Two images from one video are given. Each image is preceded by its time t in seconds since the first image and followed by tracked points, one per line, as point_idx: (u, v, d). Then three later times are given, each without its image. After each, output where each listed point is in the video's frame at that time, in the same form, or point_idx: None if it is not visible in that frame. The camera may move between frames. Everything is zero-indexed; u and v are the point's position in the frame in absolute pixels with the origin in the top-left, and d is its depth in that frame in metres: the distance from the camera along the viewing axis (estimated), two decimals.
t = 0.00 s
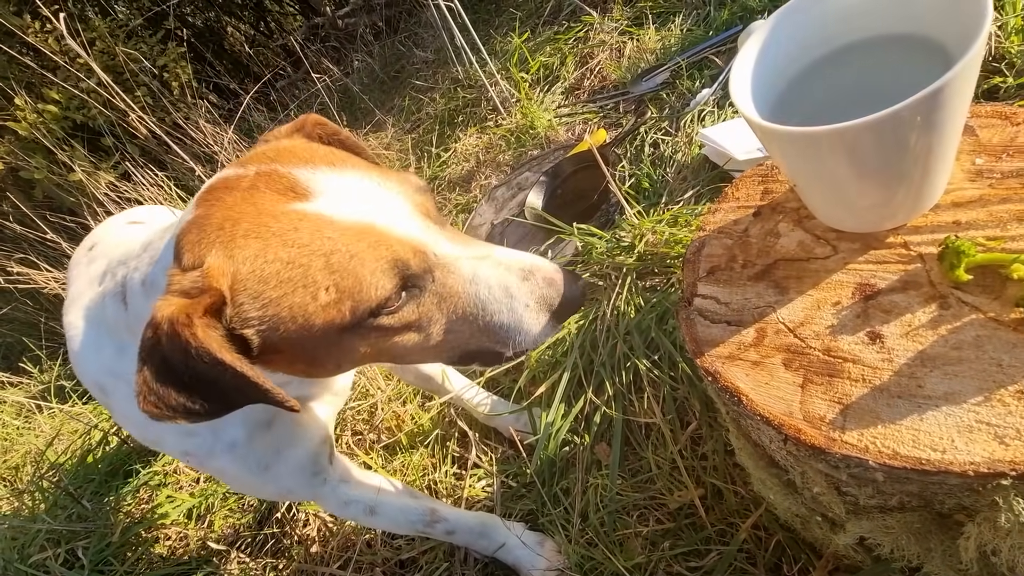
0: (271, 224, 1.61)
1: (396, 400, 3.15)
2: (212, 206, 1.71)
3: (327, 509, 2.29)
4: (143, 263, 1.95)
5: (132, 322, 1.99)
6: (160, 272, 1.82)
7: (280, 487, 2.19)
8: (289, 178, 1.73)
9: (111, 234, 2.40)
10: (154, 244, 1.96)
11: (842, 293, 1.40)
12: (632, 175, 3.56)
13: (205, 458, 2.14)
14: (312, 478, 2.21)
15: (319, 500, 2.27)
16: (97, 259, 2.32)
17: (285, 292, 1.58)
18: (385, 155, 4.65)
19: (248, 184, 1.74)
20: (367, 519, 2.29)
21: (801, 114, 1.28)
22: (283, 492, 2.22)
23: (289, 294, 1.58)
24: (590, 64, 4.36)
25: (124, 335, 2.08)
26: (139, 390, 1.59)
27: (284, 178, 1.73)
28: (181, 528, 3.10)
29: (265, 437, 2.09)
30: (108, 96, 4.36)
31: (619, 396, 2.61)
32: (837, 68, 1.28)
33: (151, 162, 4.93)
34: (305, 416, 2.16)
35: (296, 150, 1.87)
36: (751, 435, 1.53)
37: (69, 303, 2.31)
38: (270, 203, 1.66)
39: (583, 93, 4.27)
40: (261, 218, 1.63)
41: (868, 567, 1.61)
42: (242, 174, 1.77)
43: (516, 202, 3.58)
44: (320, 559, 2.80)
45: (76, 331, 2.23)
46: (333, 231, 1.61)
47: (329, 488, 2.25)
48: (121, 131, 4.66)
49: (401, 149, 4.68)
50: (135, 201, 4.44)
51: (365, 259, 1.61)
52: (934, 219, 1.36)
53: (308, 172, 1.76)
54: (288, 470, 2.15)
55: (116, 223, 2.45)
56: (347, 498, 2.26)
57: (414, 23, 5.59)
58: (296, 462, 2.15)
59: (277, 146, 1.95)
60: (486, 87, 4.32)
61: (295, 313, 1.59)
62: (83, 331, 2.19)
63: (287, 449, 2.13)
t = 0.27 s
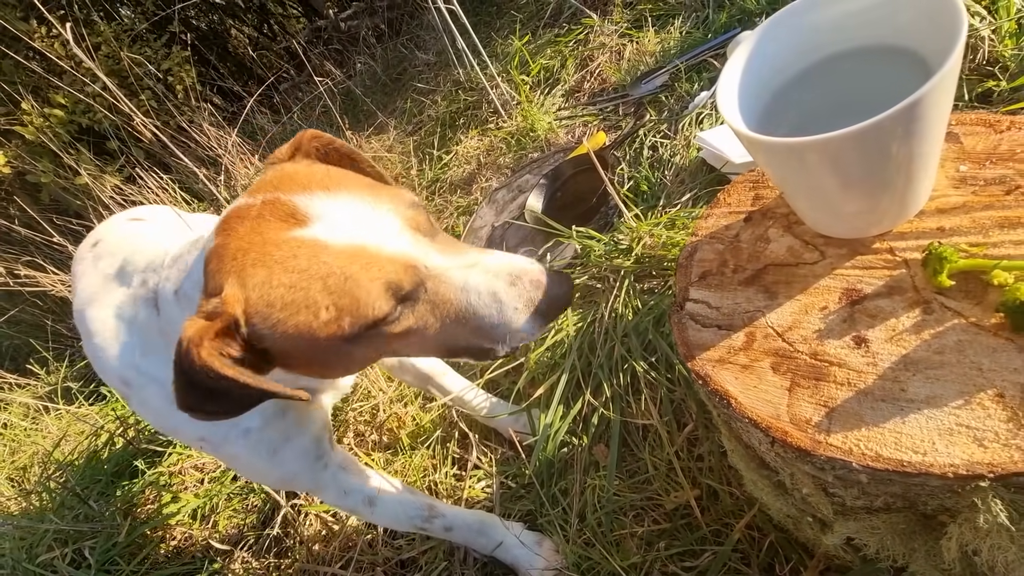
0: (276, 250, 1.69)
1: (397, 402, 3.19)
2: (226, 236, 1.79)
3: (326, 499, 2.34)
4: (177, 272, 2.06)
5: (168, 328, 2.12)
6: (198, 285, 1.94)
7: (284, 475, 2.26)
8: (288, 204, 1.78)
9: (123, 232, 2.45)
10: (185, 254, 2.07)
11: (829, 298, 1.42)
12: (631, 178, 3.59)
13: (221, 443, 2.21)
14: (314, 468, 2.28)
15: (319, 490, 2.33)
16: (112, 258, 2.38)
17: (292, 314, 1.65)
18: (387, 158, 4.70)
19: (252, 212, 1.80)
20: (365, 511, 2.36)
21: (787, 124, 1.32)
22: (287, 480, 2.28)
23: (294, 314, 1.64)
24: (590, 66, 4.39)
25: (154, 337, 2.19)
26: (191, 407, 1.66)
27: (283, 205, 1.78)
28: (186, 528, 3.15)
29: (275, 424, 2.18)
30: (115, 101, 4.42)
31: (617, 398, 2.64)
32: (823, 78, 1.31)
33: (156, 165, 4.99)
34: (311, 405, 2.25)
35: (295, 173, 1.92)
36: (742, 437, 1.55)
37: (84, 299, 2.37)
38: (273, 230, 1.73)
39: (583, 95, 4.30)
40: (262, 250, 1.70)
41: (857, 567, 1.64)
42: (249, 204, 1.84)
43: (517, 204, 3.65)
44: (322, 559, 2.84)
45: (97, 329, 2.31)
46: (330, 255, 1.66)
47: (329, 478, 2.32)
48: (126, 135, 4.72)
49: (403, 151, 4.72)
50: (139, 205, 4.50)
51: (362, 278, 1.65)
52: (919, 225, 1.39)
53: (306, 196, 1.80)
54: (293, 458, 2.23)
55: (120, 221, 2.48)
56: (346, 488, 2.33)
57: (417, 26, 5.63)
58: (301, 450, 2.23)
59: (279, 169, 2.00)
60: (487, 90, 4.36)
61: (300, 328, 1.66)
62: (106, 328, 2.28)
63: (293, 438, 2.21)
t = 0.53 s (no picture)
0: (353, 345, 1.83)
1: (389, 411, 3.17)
2: (297, 315, 1.89)
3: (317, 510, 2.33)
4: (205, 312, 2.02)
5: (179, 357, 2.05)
6: (239, 337, 1.93)
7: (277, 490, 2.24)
8: (366, 298, 1.90)
9: (127, 246, 2.39)
10: (217, 296, 2.04)
11: (807, 311, 1.41)
12: (622, 183, 3.57)
13: (217, 461, 2.16)
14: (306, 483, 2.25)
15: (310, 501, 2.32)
16: (116, 272, 2.31)
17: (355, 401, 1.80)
18: (382, 164, 4.68)
19: (332, 298, 1.90)
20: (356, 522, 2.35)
21: (761, 140, 1.31)
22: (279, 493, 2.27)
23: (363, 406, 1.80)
24: (583, 71, 4.38)
25: (157, 360, 2.11)
26: (246, 471, 1.74)
27: (362, 298, 1.90)
28: (182, 539, 3.14)
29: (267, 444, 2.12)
30: (110, 111, 4.42)
31: (606, 407, 2.61)
32: (796, 93, 1.31)
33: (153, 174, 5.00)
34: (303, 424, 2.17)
35: (368, 262, 2.03)
36: (723, 450, 1.54)
37: (87, 314, 2.31)
38: (350, 323, 1.85)
39: (576, 100, 4.29)
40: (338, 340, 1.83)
41: None
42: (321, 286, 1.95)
43: (510, 210, 3.63)
44: (314, 571, 2.84)
45: (94, 345, 2.23)
46: (402, 356, 1.82)
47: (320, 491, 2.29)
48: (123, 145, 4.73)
49: (398, 157, 4.71)
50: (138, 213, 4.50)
51: (427, 380, 1.84)
52: (896, 237, 1.38)
53: (384, 290, 1.92)
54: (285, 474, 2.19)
55: (112, 234, 2.45)
56: (336, 501, 2.31)
57: (412, 31, 5.62)
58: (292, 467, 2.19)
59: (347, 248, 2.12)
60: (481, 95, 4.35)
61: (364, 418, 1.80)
62: (106, 345, 2.20)
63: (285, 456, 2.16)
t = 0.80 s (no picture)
0: (429, 416, 1.75)
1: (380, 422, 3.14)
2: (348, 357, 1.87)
3: (304, 532, 2.14)
4: (240, 345, 1.95)
5: (201, 385, 1.95)
6: (281, 376, 1.88)
7: (265, 511, 2.08)
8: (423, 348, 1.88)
9: (124, 259, 2.25)
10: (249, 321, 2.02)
11: (790, 320, 1.39)
12: (611, 187, 3.55)
13: (213, 486, 2.00)
14: (297, 504, 2.10)
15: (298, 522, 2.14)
16: (108, 288, 2.14)
17: (411, 465, 1.73)
18: (373, 171, 4.61)
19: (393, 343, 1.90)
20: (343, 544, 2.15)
21: (738, 147, 1.29)
22: (266, 516, 2.10)
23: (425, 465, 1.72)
24: (572, 75, 4.36)
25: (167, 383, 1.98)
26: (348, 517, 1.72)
27: (419, 348, 1.88)
28: (175, 555, 3.10)
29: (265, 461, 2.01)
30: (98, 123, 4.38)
31: (598, 414, 2.60)
32: (772, 100, 1.29)
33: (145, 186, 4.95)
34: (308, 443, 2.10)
35: (448, 334, 1.94)
36: (709, 461, 1.52)
37: (72, 327, 2.13)
38: (432, 395, 1.77)
39: (565, 104, 4.27)
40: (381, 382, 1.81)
41: None
42: (395, 347, 1.90)
43: (500, 216, 3.63)
44: None
45: (83, 361, 2.06)
46: (450, 410, 1.75)
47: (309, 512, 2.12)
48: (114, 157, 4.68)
49: (389, 164, 4.66)
50: (128, 226, 4.45)
51: (471, 438, 1.74)
52: (878, 243, 1.36)
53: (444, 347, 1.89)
54: (276, 494, 2.05)
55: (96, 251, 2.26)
56: (323, 522, 2.12)
57: (403, 37, 5.53)
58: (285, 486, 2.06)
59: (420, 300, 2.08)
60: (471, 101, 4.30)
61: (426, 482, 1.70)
62: (99, 362, 2.04)
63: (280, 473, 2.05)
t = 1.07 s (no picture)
0: (439, 392, 1.72)
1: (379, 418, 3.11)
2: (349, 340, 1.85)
3: (303, 531, 2.11)
4: (240, 334, 1.91)
5: (200, 377, 1.90)
6: (286, 361, 1.84)
7: (265, 511, 2.04)
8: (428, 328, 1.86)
9: (117, 260, 2.25)
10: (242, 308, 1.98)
11: (797, 303, 1.37)
12: (609, 181, 3.53)
13: (212, 485, 1.94)
14: (298, 503, 2.06)
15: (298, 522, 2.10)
16: (103, 285, 2.12)
17: (416, 444, 1.70)
18: (370, 170, 4.59)
19: (398, 325, 1.88)
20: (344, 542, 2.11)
21: (741, 128, 1.27)
22: (266, 517, 2.05)
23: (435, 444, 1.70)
24: (568, 70, 4.34)
25: (165, 378, 1.94)
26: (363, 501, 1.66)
27: (425, 328, 1.86)
28: (173, 556, 3.05)
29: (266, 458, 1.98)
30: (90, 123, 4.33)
31: (600, 407, 2.59)
32: (776, 79, 1.27)
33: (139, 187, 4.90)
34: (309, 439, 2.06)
35: (453, 314, 1.91)
36: (716, 449, 1.50)
37: (66, 327, 2.10)
38: (440, 369, 1.75)
39: (561, 99, 4.25)
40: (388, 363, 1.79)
41: None
42: (400, 327, 1.87)
43: (498, 211, 3.60)
44: None
45: (79, 361, 2.02)
46: (460, 385, 1.72)
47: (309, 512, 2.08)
48: (108, 158, 4.63)
49: (385, 162, 4.62)
50: (124, 226, 4.40)
51: (483, 412, 1.71)
52: (884, 224, 1.34)
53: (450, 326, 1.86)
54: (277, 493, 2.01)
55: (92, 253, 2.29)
56: (323, 521, 2.08)
57: (396, 34, 5.53)
58: (286, 485, 2.02)
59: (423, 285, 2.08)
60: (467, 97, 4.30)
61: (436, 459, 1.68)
62: (96, 360, 2.00)
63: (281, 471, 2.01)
